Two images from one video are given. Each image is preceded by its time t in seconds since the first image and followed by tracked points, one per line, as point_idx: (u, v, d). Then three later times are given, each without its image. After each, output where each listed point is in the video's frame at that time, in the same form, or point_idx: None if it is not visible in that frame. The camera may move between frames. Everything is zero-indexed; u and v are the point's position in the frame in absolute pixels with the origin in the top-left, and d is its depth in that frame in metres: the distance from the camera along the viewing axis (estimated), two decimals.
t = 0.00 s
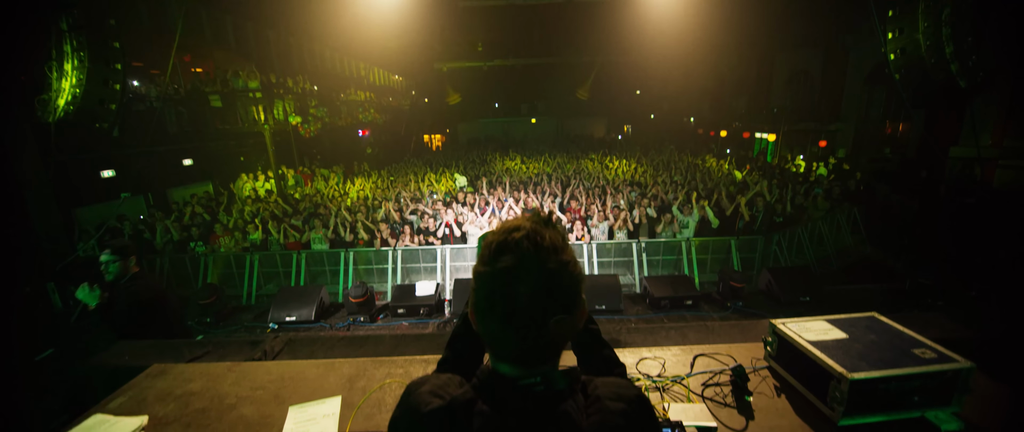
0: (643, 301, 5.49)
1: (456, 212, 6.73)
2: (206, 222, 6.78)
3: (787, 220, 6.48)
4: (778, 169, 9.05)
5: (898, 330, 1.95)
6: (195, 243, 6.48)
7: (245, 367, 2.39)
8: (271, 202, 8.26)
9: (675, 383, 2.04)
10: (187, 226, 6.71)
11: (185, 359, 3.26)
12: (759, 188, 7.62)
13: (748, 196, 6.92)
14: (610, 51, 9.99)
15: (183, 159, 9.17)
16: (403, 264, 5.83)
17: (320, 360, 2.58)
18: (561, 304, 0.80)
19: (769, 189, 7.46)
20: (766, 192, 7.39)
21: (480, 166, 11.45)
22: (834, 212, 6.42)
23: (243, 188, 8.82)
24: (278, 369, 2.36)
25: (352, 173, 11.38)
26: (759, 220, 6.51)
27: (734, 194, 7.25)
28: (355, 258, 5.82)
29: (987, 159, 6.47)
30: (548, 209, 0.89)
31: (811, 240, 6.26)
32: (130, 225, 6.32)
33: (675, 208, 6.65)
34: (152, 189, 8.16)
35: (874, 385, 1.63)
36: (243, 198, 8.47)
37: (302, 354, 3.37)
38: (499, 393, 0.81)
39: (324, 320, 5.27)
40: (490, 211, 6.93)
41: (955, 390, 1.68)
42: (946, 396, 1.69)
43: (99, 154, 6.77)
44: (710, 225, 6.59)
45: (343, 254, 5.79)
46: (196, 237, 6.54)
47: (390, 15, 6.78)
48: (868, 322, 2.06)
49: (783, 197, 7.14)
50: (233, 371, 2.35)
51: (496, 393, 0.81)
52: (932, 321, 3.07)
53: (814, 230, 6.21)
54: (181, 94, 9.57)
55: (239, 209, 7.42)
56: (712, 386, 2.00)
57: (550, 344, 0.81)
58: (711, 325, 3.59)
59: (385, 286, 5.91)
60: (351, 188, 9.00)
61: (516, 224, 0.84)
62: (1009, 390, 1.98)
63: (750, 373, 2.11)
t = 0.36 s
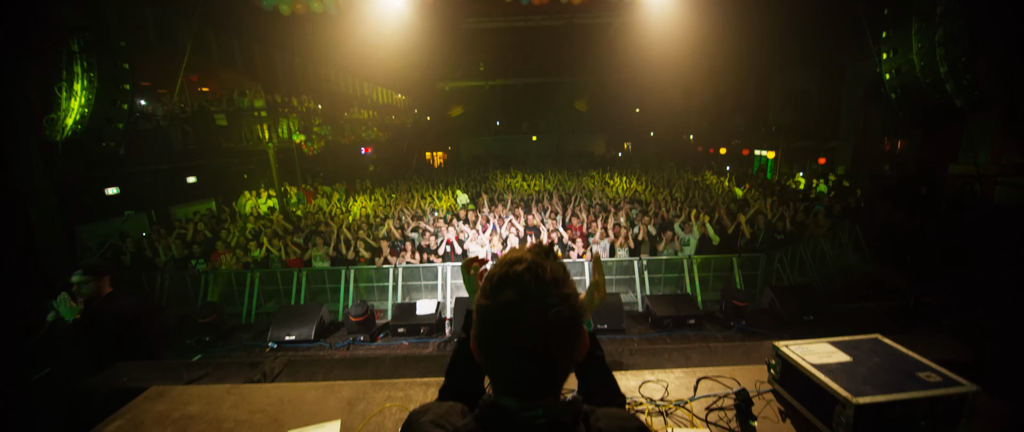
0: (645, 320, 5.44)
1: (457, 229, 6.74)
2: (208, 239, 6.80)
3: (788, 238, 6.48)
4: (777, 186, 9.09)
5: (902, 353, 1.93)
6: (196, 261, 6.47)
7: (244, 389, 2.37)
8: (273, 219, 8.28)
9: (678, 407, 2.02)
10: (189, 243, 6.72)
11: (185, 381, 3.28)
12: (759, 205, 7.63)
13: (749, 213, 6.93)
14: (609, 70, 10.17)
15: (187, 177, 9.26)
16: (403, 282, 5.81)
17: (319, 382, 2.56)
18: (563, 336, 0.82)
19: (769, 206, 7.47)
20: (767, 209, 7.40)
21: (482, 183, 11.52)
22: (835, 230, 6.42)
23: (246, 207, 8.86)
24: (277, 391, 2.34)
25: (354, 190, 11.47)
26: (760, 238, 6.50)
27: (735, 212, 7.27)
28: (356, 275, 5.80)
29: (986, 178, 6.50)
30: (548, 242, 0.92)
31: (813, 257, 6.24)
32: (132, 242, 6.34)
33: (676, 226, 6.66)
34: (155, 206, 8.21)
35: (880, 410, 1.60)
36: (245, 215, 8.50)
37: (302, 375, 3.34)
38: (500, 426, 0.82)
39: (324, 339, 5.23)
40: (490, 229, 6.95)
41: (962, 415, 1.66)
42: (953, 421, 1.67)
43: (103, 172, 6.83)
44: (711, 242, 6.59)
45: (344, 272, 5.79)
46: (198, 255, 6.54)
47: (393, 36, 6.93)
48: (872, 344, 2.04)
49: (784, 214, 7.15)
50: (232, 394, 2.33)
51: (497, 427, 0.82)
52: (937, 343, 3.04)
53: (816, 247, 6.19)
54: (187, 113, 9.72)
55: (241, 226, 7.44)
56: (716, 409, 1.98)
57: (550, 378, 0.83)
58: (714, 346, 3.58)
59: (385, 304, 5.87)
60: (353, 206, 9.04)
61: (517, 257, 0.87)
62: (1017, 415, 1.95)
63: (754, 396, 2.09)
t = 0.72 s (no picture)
0: (646, 339, 5.38)
1: (457, 246, 6.73)
2: (207, 256, 6.79)
3: (788, 255, 6.45)
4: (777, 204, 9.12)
5: (905, 376, 1.91)
6: (194, 277, 6.43)
7: (240, 412, 2.34)
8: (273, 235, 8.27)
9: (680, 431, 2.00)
10: (188, 260, 6.70)
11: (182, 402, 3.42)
12: (759, 222, 7.64)
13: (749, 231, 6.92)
14: (608, 90, 10.33)
15: (188, 193, 9.29)
16: (402, 300, 5.80)
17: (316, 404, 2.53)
18: (558, 366, 0.87)
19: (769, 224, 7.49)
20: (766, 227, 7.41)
21: (482, 200, 11.56)
22: (835, 247, 6.41)
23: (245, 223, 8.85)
24: (273, 413, 2.31)
25: (354, 206, 11.50)
26: (760, 256, 6.50)
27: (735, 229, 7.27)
28: (356, 293, 5.78)
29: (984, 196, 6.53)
30: (549, 272, 0.94)
31: (814, 275, 6.22)
32: (131, 259, 6.33)
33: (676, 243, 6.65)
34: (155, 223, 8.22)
35: None
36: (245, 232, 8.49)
37: (298, 397, 3.29)
38: None
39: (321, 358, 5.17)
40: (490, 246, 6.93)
41: None
42: None
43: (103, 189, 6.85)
44: (711, 260, 6.58)
45: (343, 290, 5.77)
46: (196, 272, 6.50)
47: (396, 55, 7.03)
48: (874, 367, 2.02)
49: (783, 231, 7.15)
50: (227, 416, 2.30)
51: None
52: (943, 364, 3.01)
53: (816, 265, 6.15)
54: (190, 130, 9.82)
55: (240, 243, 7.42)
56: None
57: (549, 404, 0.87)
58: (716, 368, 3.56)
59: (384, 322, 5.82)
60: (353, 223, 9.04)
61: (518, 289, 0.89)
62: None
63: (757, 420, 2.07)
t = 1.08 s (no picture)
0: (647, 355, 5.32)
1: (458, 260, 6.72)
2: (207, 269, 6.78)
3: (789, 269, 6.42)
4: (777, 217, 9.13)
5: (909, 395, 1.89)
6: (194, 291, 6.40)
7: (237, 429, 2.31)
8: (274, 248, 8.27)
9: None
10: (188, 274, 6.67)
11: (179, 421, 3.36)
12: (759, 236, 7.64)
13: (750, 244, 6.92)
14: (608, 103, 10.44)
15: (189, 206, 9.31)
16: (402, 314, 5.77)
17: (314, 421, 2.49)
18: (557, 394, 0.89)
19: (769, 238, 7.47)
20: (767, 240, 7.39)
21: (483, 213, 11.60)
22: (836, 261, 6.39)
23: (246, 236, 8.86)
24: None
25: (354, 219, 11.53)
26: (761, 269, 6.46)
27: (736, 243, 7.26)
28: (356, 307, 5.76)
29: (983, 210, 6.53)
30: (549, 297, 0.97)
31: (816, 289, 6.19)
32: (131, 272, 6.32)
33: (676, 256, 6.64)
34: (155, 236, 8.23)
35: None
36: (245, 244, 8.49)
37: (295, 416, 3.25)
38: None
39: (319, 373, 5.11)
40: (491, 259, 6.93)
41: None
42: None
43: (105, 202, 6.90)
44: (712, 273, 6.57)
45: (343, 304, 5.76)
46: (196, 285, 6.47)
47: (399, 71, 7.15)
48: (877, 385, 2.00)
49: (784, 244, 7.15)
50: None
51: None
52: (950, 384, 2.97)
53: (818, 279, 6.13)
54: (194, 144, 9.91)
55: (241, 256, 7.42)
56: None
57: None
58: (719, 387, 3.55)
59: (384, 336, 5.78)
60: (354, 236, 9.05)
61: (520, 315, 0.93)
62: None
63: None
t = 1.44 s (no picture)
0: (648, 369, 5.28)
1: (457, 272, 6.70)
2: (205, 282, 6.73)
3: (789, 281, 6.42)
4: (776, 229, 9.15)
5: (910, 411, 1.88)
6: (191, 304, 6.36)
7: None
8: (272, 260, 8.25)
9: None
10: (185, 286, 6.61)
11: None
12: (758, 247, 7.64)
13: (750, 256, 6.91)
14: (607, 116, 10.55)
15: (188, 219, 9.30)
16: (401, 327, 5.73)
17: None
18: (556, 414, 0.92)
19: (769, 250, 7.48)
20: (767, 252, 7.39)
21: (482, 225, 11.61)
22: (836, 273, 6.39)
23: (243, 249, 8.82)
24: None
25: (354, 232, 11.54)
26: (761, 282, 6.44)
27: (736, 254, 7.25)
28: (354, 321, 5.72)
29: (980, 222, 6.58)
30: (545, 319, 0.97)
31: (816, 301, 6.17)
32: (129, 285, 6.28)
33: (676, 269, 6.63)
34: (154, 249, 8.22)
35: None
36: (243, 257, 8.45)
37: None
38: None
39: (316, 388, 5.05)
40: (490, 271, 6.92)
41: None
42: None
43: (105, 215, 6.92)
44: (712, 286, 6.56)
45: (341, 317, 5.72)
46: (193, 299, 6.42)
47: (400, 86, 7.26)
48: (878, 401, 2.00)
49: (783, 256, 7.15)
50: None
51: None
52: (948, 397, 2.96)
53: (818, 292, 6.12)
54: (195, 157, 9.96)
55: (239, 268, 7.39)
56: None
57: None
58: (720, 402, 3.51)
59: (382, 349, 5.72)
60: (353, 248, 9.03)
61: (518, 339, 0.94)
62: None
63: None
